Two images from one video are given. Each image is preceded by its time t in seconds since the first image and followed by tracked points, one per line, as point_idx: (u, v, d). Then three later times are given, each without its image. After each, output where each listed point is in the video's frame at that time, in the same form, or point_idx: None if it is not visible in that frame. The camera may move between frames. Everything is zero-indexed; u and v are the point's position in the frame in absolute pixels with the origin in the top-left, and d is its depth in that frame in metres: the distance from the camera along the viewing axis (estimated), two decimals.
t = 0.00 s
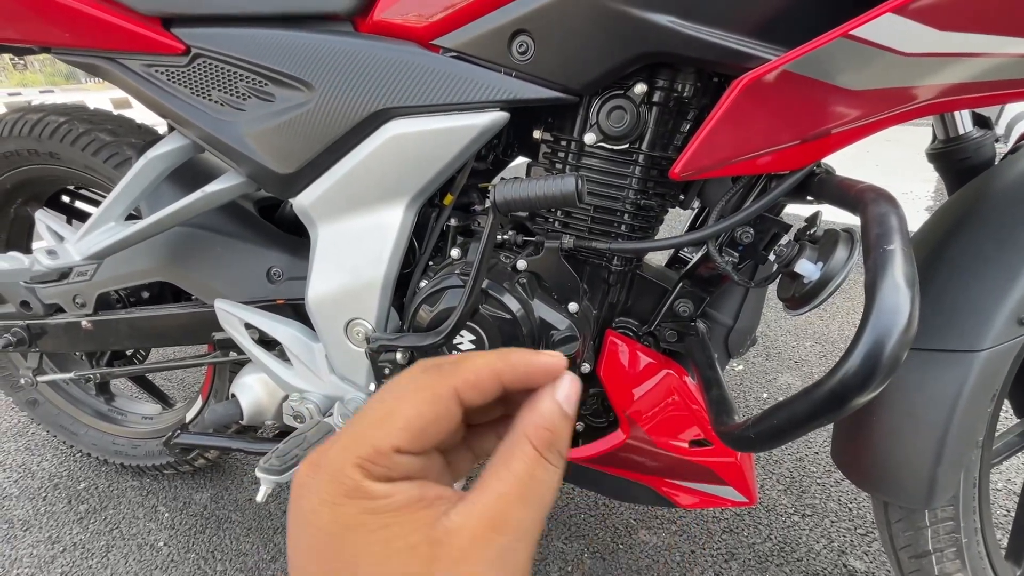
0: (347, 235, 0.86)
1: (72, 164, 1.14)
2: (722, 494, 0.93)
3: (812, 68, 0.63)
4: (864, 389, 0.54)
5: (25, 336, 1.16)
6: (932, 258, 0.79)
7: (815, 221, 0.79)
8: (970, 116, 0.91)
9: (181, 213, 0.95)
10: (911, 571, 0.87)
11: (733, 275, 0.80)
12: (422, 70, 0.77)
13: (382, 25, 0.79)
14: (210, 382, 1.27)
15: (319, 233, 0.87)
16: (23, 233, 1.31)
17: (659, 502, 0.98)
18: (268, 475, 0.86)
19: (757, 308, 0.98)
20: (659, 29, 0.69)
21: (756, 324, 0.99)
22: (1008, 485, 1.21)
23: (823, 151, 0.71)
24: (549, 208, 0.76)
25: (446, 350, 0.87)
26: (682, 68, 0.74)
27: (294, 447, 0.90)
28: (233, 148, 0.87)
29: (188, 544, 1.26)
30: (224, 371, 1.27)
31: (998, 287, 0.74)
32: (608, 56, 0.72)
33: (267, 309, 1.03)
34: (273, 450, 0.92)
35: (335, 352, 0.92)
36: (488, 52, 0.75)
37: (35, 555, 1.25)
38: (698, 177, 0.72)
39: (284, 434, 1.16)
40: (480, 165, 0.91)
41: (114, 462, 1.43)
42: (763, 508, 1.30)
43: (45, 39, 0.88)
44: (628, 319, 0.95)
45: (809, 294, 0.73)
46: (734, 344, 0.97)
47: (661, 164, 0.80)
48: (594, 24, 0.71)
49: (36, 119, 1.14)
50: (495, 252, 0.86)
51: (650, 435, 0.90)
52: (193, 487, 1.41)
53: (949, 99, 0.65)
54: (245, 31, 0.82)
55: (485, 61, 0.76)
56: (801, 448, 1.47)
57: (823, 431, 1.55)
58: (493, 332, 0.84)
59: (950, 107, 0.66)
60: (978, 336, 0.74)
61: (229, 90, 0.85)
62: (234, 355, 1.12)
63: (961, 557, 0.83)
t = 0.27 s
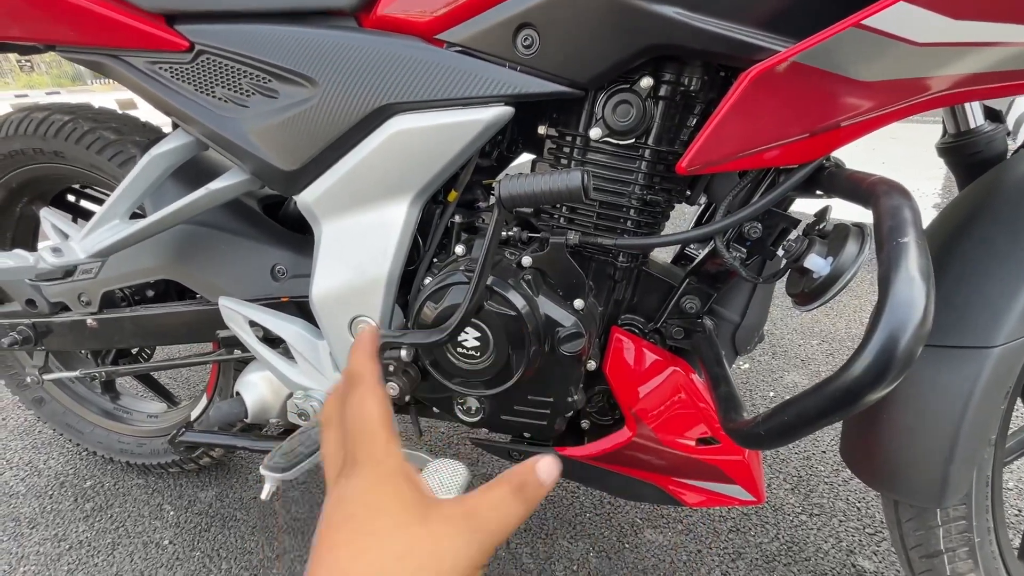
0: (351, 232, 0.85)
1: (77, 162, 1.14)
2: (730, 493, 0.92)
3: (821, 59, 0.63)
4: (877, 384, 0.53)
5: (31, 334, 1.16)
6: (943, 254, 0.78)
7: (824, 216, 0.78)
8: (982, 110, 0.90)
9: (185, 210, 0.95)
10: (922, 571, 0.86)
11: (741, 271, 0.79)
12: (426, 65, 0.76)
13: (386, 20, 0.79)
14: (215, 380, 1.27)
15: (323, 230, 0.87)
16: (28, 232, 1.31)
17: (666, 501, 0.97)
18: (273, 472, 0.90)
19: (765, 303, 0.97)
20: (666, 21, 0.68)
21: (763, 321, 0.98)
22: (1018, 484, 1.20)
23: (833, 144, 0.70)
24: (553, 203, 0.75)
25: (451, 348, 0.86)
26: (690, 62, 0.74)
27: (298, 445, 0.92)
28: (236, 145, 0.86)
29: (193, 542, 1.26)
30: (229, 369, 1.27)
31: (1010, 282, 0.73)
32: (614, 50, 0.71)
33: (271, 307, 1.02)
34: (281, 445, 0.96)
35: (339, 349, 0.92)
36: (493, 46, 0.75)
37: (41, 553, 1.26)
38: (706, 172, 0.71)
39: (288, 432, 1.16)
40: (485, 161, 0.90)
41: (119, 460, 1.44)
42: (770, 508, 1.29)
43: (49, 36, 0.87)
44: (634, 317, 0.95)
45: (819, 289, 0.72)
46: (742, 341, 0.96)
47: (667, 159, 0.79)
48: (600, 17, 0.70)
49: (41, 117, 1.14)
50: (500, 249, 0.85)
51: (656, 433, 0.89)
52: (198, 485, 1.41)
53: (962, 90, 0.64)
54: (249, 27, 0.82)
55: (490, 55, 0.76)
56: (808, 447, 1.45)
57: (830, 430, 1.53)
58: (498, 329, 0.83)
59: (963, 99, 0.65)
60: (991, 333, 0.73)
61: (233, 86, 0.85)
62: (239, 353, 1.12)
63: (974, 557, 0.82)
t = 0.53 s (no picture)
0: (357, 232, 0.85)
1: (85, 164, 1.15)
2: (739, 496, 0.91)
3: (835, 55, 0.61)
4: (895, 388, 0.52)
5: (41, 334, 1.17)
6: (961, 254, 0.76)
7: (838, 215, 0.76)
8: (999, 106, 0.88)
9: (192, 211, 0.95)
10: None
11: (751, 271, 0.78)
12: (432, 63, 0.76)
13: (391, 19, 0.78)
14: (223, 380, 1.27)
15: (329, 231, 0.86)
16: (38, 232, 1.32)
17: (674, 504, 0.95)
18: (279, 474, 0.87)
19: (777, 303, 0.95)
20: (675, 17, 0.67)
21: (773, 322, 0.96)
22: None
23: (847, 141, 0.69)
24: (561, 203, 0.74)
25: (457, 348, 0.85)
26: (699, 59, 0.73)
27: (306, 446, 0.90)
28: (242, 145, 0.86)
29: (201, 541, 1.26)
30: (236, 369, 1.26)
31: None
32: (622, 47, 0.70)
33: (278, 307, 1.03)
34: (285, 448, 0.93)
35: (345, 349, 0.91)
36: (499, 44, 0.74)
37: (52, 551, 1.26)
38: (716, 170, 0.70)
39: (295, 433, 1.16)
40: (491, 161, 0.90)
41: (129, 459, 1.44)
42: (780, 510, 1.27)
43: (55, 38, 0.87)
44: (642, 317, 0.94)
45: (831, 290, 0.71)
46: (752, 342, 0.95)
47: (676, 158, 0.78)
48: (608, 14, 0.69)
49: (49, 119, 1.15)
50: (507, 249, 0.85)
51: (665, 434, 0.88)
52: (206, 485, 1.41)
53: (979, 86, 0.63)
54: (254, 27, 0.82)
55: (496, 53, 0.75)
56: (819, 449, 1.44)
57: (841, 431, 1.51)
58: (505, 329, 0.82)
59: (980, 95, 0.64)
60: (1009, 334, 0.72)
61: (239, 86, 0.84)
62: (246, 354, 1.12)
63: (992, 563, 0.80)
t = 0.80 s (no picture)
0: (369, 228, 0.85)
1: (104, 163, 1.16)
2: (755, 495, 0.90)
3: (857, 44, 0.60)
4: (920, 385, 0.51)
5: (62, 331, 1.19)
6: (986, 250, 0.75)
7: (859, 208, 0.74)
8: None
9: (207, 208, 0.96)
10: None
11: (769, 266, 0.76)
12: (445, 58, 0.75)
13: (405, 14, 0.78)
14: (238, 377, 1.28)
15: (342, 227, 0.87)
16: (59, 231, 1.34)
17: (688, 502, 0.95)
18: (293, 468, 0.87)
19: (796, 296, 0.92)
20: (691, 8, 0.66)
21: (792, 318, 0.94)
22: None
23: (867, 132, 0.68)
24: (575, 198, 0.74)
25: (470, 345, 0.85)
26: (716, 50, 0.72)
27: (318, 441, 0.90)
28: (257, 142, 0.87)
29: (217, 535, 1.28)
30: (251, 365, 1.28)
31: None
32: (637, 39, 0.69)
33: (293, 304, 1.04)
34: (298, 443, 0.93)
35: (358, 345, 0.91)
36: (513, 38, 0.73)
37: (73, 544, 1.28)
38: (733, 163, 0.69)
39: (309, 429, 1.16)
40: (504, 156, 0.89)
41: (147, 454, 1.46)
42: (797, 510, 1.26)
43: (74, 39, 0.88)
44: (656, 314, 0.93)
45: (854, 284, 0.69)
46: (769, 339, 0.93)
47: (691, 152, 0.77)
48: (623, 6, 0.68)
49: (69, 119, 1.16)
50: (520, 245, 0.84)
51: (680, 433, 0.87)
52: (222, 480, 1.43)
53: (1002, 73, 0.62)
54: (268, 24, 0.82)
55: (509, 48, 0.74)
56: (837, 448, 1.42)
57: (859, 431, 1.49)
58: (518, 325, 0.81)
59: (1001, 83, 0.64)
60: None
61: (254, 84, 0.85)
62: (260, 350, 1.13)
63: (1018, 566, 0.79)
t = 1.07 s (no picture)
0: (373, 240, 0.88)
1: (125, 175, 1.20)
2: (756, 505, 0.91)
3: (846, 64, 0.61)
4: (900, 406, 0.52)
5: (86, 336, 1.24)
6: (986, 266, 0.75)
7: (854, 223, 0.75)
8: None
9: (220, 221, 0.99)
10: None
11: (764, 280, 0.77)
12: (445, 78, 0.77)
13: (407, 34, 0.80)
14: (252, 380, 1.32)
15: (348, 239, 0.89)
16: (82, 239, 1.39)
17: (690, 510, 0.96)
18: (298, 474, 0.92)
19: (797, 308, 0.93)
20: (684, 29, 0.67)
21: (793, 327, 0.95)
22: None
23: (864, 149, 0.68)
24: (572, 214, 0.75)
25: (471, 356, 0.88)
26: (711, 67, 0.73)
27: (324, 447, 0.94)
28: (266, 158, 0.90)
29: (232, 533, 1.32)
30: (264, 369, 1.31)
31: None
32: (631, 58, 0.71)
33: (302, 312, 1.07)
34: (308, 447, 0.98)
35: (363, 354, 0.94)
36: (511, 57, 0.75)
37: (96, 539, 1.33)
38: (727, 179, 0.70)
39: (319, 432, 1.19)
40: (506, 168, 0.91)
41: (167, 454, 1.51)
42: (802, 518, 1.25)
43: (91, 59, 0.92)
44: (656, 324, 0.94)
45: (846, 300, 0.69)
46: (769, 350, 0.94)
47: (688, 166, 0.78)
48: (617, 26, 0.70)
49: (92, 133, 1.21)
50: (519, 257, 0.87)
51: (680, 443, 0.88)
52: (237, 480, 1.47)
53: (997, 92, 0.62)
54: (276, 44, 0.85)
55: (507, 67, 0.76)
56: (846, 457, 1.41)
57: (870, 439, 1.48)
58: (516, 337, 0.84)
59: (998, 101, 0.63)
60: None
61: (263, 102, 0.88)
62: (273, 356, 1.16)
63: None
